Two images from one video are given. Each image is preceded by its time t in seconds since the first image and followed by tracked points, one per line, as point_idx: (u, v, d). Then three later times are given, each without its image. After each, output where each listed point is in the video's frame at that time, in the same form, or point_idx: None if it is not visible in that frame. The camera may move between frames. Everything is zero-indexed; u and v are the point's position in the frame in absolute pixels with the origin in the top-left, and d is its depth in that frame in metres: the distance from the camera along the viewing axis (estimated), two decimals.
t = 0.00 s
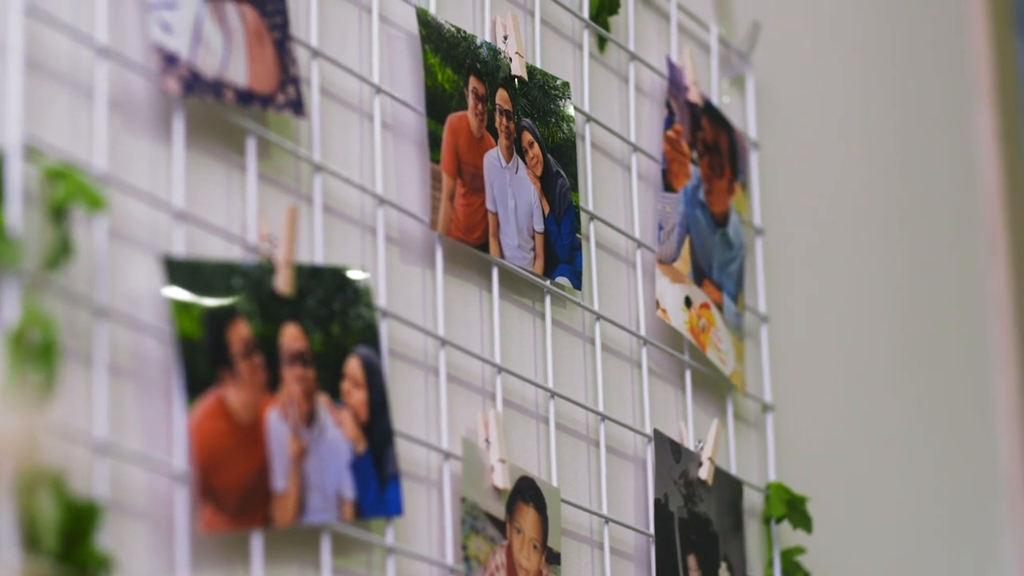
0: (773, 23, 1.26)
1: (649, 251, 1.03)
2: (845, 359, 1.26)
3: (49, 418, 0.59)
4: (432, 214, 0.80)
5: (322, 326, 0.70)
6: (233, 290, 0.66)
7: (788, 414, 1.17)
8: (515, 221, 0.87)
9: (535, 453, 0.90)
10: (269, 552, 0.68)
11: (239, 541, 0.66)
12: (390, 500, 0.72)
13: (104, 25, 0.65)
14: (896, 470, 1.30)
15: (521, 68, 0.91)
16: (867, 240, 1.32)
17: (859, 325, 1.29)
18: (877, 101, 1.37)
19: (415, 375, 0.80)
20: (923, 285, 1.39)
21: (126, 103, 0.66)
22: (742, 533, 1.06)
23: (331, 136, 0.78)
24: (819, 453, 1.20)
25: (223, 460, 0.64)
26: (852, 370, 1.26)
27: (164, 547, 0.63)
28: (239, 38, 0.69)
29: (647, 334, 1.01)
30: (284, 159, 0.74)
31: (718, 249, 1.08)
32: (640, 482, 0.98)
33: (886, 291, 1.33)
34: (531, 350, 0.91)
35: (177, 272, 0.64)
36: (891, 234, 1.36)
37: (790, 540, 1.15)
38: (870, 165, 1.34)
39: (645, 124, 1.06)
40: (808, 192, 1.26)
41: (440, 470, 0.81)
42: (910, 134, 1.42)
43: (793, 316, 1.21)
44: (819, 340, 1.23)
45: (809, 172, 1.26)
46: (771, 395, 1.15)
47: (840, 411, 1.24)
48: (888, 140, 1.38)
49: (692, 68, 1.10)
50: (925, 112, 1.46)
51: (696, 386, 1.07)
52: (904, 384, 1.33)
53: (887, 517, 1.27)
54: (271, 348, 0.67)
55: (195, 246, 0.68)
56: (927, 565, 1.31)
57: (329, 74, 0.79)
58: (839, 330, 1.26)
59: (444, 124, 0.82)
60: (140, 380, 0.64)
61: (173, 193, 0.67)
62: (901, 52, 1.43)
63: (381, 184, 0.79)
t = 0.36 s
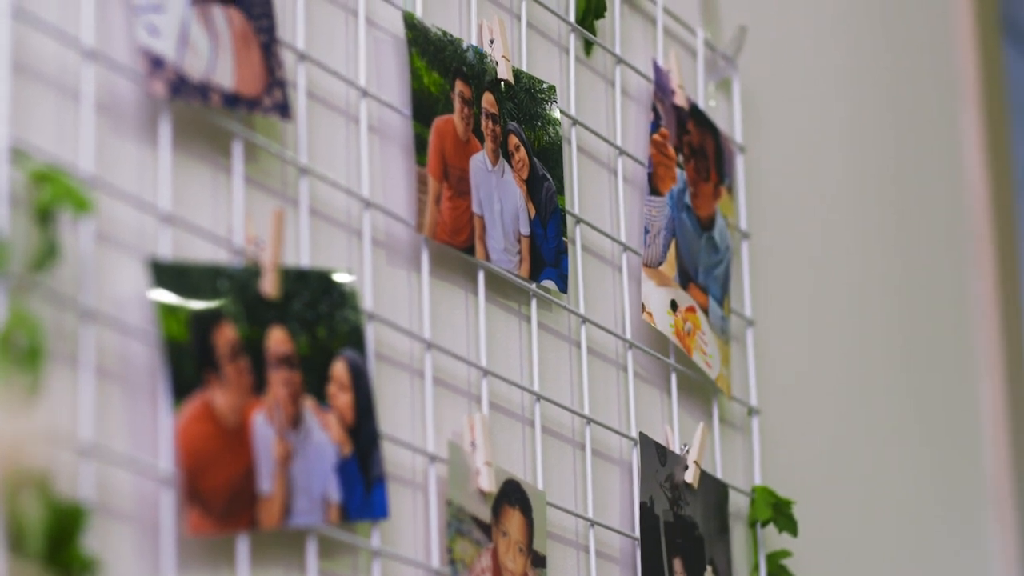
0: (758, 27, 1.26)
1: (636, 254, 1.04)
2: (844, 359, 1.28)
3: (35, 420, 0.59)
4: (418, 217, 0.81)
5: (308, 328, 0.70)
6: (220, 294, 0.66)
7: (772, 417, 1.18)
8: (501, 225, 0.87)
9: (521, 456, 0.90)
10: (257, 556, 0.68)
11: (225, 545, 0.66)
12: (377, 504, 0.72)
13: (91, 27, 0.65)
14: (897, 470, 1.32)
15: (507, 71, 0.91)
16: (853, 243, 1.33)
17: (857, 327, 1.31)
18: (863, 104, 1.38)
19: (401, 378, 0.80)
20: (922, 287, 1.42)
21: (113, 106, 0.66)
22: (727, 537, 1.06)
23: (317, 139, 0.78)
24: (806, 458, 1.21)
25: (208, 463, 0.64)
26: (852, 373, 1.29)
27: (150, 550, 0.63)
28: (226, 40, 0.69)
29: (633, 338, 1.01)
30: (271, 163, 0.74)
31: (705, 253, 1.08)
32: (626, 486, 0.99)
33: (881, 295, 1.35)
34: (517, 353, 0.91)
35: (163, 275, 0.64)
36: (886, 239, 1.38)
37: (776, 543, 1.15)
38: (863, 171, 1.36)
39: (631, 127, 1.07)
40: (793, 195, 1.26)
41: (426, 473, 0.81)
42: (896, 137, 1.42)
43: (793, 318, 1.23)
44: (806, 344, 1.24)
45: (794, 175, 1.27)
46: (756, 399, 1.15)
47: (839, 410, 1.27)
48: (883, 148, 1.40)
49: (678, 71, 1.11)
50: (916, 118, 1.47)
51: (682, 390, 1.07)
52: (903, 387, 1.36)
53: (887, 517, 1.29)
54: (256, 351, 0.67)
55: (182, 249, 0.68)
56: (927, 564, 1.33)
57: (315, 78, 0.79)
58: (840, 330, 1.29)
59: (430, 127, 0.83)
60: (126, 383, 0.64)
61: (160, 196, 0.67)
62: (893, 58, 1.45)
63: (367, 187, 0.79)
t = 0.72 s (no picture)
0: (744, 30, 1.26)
1: (623, 256, 1.04)
2: (845, 360, 1.31)
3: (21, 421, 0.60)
4: (405, 219, 0.81)
5: (294, 331, 0.70)
6: (206, 296, 0.66)
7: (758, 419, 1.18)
8: (488, 227, 0.88)
9: (507, 458, 0.90)
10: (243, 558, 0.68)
11: (210, 547, 0.66)
12: (362, 506, 0.72)
13: (77, 29, 0.66)
14: (897, 471, 1.35)
15: (494, 74, 0.91)
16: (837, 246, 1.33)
17: (855, 330, 1.33)
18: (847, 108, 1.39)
19: (387, 380, 0.81)
20: (921, 289, 1.45)
21: (100, 108, 0.66)
22: (713, 539, 1.06)
23: (304, 142, 0.78)
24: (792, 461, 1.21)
25: (195, 465, 0.64)
26: (847, 374, 1.31)
27: (136, 552, 0.63)
28: (213, 43, 0.69)
29: (619, 340, 1.01)
30: (257, 165, 0.74)
31: (691, 256, 1.08)
32: (612, 488, 0.99)
33: (879, 298, 1.38)
34: (503, 355, 0.91)
35: (150, 277, 0.64)
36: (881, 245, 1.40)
37: (761, 545, 1.15)
38: (858, 179, 1.38)
39: (617, 131, 1.07)
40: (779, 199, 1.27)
41: (412, 475, 0.81)
42: (880, 141, 1.43)
43: (780, 321, 1.23)
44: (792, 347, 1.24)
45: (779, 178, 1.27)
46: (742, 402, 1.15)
47: (842, 408, 1.29)
48: (867, 151, 1.41)
49: (666, 74, 1.10)
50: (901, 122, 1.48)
51: (668, 392, 1.08)
52: (904, 388, 1.39)
53: (888, 517, 1.31)
54: (243, 353, 0.67)
55: (169, 252, 0.68)
56: (927, 562, 1.36)
57: (302, 80, 0.79)
58: (840, 330, 1.31)
59: (417, 130, 0.83)
60: (112, 385, 0.64)
61: (147, 199, 0.68)
62: (873, 62, 1.46)
63: (353, 190, 0.79)
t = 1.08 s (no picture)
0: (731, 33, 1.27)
1: (609, 258, 1.04)
2: (845, 363, 1.33)
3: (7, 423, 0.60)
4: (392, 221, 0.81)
5: (281, 333, 0.70)
6: (193, 298, 0.66)
7: (743, 421, 1.18)
8: (474, 230, 0.88)
9: (493, 460, 0.90)
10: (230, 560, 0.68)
11: (196, 549, 0.66)
12: (349, 507, 0.72)
13: (64, 29, 0.66)
14: (896, 470, 1.38)
15: (481, 76, 0.91)
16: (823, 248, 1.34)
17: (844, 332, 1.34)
18: (833, 111, 1.39)
19: (374, 382, 0.81)
20: (912, 288, 1.47)
21: (86, 109, 0.66)
22: (699, 541, 1.06)
23: (290, 144, 0.78)
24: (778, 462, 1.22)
25: (181, 466, 0.64)
26: (839, 375, 1.32)
27: (122, 554, 0.64)
28: (200, 45, 0.69)
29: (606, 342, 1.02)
30: (244, 167, 0.74)
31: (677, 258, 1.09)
32: (598, 490, 0.99)
33: (870, 300, 1.39)
34: (490, 357, 0.91)
35: (137, 279, 0.65)
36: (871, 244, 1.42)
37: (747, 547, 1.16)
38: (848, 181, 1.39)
39: (604, 133, 1.08)
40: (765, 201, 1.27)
41: (399, 477, 0.81)
42: (866, 143, 1.44)
43: (767, 323, 1.24)
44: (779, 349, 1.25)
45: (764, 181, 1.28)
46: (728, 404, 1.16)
47: (836, 412, 1.31)
48: (853, 154, 1.41)
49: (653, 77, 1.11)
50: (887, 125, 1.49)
51: (654, 394, 1.08)
52: (901, 392, 1.42)
53: (887, 516, 1.35)
54: (229, 355, 0.67)
55: (156, 253, 0.68)
56: (926, 562, 1.39)
57: (289, 82, 0.79)
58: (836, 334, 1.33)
59: (403, 132, 0.83)
60: (99, 387, 0.64)
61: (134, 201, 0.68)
62: (861, 65, 1.46)
63: (340, 191, 0.79)
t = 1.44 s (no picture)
0: (717, 36, 1.27)
1: (595, 260, 1.05)
2: (846, 365, 1.36)
3: None
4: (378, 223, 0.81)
5: (268, 334, 0.70)
6: (180, 299, 0.66)
7: (730, 422, 1.19)
8: (461, 231, 0.88)
9: (479, 460, 0.90)
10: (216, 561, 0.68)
11: (182, 550, 0.66)
12: (335, 508, 0.72)
13: (51, 30, 0.66)
14: (896, 471, 1.41)
15: (467, 78, 0.92)
16: (809, 251, 1.34)
17: (840, 332, 1.36)
18: (820, 113, 1.40)
19: (361, 383, 0.81)
20: (912, 287, 1.50)
21: (73, 111, 0.66)
22: (685, 542, 1.07)
23: (277, 146, 0.79)
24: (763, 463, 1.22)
25: (167, 467, 0.64)
26: (839, 374, 1.34)
27: (109, 555, 0.64)
28: (187, 46, 0.69)
29: (591, 344, 1.02)
30: (231, 168, 0.74)
31: (663, 259, 1.08)
32: (585, 491, 1.00)
33: (859, 300, 1.40)
34: (476, 358, 0.92)
35: (125, 280, 0.65)
36: (870, 243, 1.45)
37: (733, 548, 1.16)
38: (841, 182, 1.41)
39: (591, 135, 1.08)
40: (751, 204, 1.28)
41: (385, 478, 0.81)
42: (851, 146, 1.44)
43: (753, 325, 1.24)
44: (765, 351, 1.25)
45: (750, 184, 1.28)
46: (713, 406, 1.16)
47: (835, 411, 1.33)
48: (838, 157, 1.42)
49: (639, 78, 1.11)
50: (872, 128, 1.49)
51: (640, 395, 1.08)
52: (899, 394, 1.45)
53: (887, 516, 1.37)
54: (216, 356, 0.67)
55: (144, 254, 0.68)
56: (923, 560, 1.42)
57: (277, 84, 0.79)
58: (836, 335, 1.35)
59: (390, 133, 0.83)
60: (86, 388, 0.64)
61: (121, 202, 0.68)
62: (846, 68, 1.47)
63: (327, 193, 0.80)
